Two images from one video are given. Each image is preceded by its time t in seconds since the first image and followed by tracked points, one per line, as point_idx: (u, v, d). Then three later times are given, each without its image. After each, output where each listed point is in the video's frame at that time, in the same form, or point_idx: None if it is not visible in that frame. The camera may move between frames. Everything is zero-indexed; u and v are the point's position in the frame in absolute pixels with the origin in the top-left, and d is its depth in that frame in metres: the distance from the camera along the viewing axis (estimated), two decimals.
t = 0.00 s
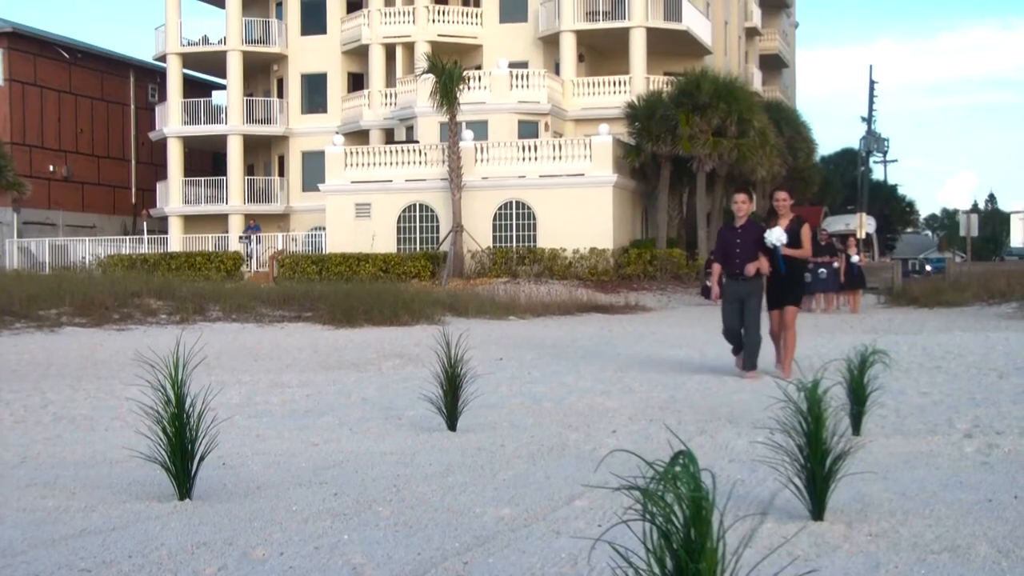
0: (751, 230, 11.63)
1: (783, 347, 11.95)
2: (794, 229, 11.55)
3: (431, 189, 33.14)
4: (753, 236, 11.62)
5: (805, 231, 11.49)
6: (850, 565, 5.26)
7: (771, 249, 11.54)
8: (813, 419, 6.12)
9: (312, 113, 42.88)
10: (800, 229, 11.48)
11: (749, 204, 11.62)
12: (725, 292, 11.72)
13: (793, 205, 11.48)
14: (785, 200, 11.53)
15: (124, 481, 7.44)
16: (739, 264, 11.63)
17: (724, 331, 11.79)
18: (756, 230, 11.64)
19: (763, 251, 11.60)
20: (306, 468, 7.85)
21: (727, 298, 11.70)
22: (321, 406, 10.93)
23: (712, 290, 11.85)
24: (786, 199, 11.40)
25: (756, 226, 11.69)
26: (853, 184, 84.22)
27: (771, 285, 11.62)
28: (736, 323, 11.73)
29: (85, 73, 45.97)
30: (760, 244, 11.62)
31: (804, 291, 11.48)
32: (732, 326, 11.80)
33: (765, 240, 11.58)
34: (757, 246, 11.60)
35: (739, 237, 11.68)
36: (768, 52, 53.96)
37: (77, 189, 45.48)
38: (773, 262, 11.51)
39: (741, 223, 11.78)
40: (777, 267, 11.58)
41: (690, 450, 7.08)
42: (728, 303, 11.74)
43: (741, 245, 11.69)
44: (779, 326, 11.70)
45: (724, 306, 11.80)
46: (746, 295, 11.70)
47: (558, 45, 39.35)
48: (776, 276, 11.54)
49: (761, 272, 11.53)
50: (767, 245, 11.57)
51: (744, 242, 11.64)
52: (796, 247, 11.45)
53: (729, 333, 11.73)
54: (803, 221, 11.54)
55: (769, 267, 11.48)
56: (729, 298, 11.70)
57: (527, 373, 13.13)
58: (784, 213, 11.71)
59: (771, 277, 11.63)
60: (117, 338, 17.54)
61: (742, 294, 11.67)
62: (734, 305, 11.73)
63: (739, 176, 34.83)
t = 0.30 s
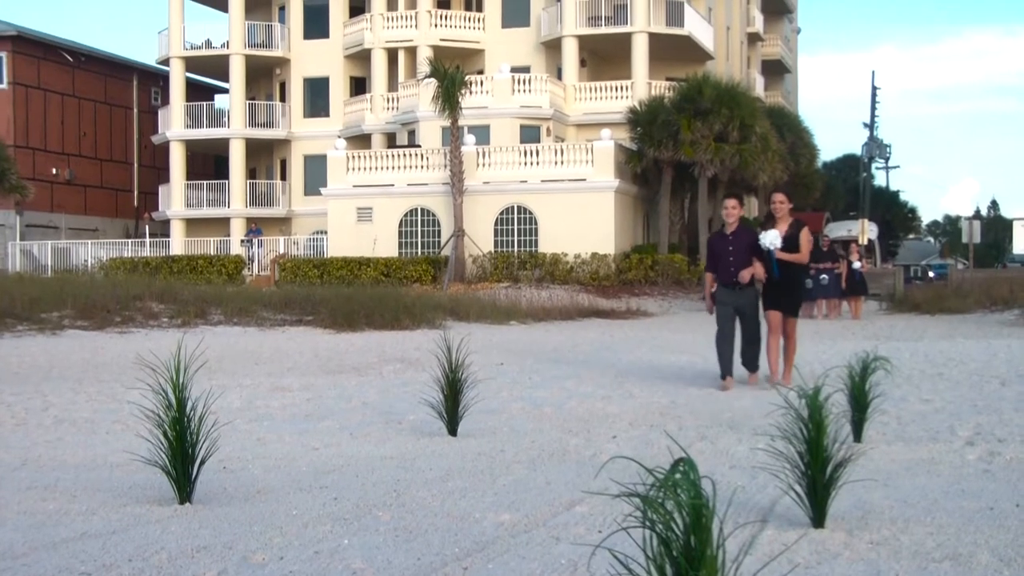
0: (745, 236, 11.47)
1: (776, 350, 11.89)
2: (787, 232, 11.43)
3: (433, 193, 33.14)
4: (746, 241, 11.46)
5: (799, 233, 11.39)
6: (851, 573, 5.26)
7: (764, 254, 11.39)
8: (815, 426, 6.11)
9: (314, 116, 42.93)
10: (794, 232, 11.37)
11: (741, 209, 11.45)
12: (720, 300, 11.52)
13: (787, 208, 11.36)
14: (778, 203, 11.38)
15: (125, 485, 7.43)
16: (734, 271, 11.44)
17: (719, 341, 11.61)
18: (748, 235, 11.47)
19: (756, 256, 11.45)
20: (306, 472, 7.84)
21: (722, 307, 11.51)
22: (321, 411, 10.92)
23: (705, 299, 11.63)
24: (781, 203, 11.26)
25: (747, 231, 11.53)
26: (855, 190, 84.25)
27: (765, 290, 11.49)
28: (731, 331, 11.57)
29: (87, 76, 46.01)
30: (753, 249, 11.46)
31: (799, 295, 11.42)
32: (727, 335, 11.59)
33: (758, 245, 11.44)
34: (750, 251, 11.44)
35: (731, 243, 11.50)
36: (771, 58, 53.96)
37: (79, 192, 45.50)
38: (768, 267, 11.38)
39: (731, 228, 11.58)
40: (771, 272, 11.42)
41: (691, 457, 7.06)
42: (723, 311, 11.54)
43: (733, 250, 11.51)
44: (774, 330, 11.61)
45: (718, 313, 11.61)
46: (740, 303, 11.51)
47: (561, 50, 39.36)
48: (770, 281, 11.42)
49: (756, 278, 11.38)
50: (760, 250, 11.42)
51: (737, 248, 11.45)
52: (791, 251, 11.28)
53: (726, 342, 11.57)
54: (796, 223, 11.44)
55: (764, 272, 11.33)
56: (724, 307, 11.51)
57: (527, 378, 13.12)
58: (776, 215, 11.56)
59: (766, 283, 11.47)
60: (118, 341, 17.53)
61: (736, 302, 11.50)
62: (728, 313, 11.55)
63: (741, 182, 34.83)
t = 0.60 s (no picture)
0: (741, 230, 11.24)
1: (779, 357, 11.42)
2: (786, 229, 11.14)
3: (438, 196, 33.15)
4: (741, 236, 11.21)
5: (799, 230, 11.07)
6: None
7: (761, 249, 11.10)
8: (819, 429, 6.11)
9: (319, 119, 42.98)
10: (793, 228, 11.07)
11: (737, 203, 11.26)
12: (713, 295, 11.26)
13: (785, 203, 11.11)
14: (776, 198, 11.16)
15: (130, 488, 7.44)
16: (727, 266, 11.20)
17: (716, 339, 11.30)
18: (744, 231, 11.24)
19: (754, 251, 11.19)
20: (312, 475, 7.85)
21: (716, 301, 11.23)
22: (327, 413, 10.93)
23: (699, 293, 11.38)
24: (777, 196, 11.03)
25: (744, 226, 11.31)
26: (860, 191, 84.16)
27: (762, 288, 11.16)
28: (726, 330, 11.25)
29: (93, 79, 46.07)
30: (749, 244, 11.20)
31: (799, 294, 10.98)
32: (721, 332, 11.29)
33: (754, 241, 11.19)
34: (745, 246, 11.19)
35: (726, 238, 11.27)
36: (775, 59, 53.90)
37: (84, 194, 45.57)
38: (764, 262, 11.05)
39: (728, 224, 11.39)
40: (769, 269, 11.10)
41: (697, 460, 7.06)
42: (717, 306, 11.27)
43: (729, 246, 11.29)
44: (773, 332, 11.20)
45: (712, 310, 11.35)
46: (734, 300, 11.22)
47: (565, 52, 39.36)
48: (768, 277, 11.09)
49: (751, 273, 11.08)
50: (757, 246, 11.14)
51: (732, 243, 11.23)
52: (789, 247, 10.95)
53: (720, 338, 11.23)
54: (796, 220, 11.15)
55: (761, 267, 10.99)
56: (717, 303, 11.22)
57: (532, 380, 13.13)
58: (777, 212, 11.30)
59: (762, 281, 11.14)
60: (124, 344, 17.56)
61: (731, 298, 11.19)
62: (722, 310, 11.25)
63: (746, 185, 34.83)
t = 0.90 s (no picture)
0: (739, 248, 10.80)
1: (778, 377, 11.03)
2: (786, 246, 10.73)
3: (442, 207, 33.18)
4: (739, 254, 10.78)
5: (799, 248, 10.65)
6: None
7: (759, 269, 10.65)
8: (823, 443, 6.10)
9: (324, 129, 43.05)
10: (793, 245, 10.62)
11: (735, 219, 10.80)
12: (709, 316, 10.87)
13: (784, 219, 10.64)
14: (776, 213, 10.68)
15: (134, 498, 7.44)
16: (724, 285, 10.79)
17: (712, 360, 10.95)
18: (742, 248, 10.79)
19: (751, 270, 10.74)
20: (315, 485, 7.85)
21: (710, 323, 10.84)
22: (330, 424, 10.93)
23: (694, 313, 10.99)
24: (776, 211, 10.55)
25: (743, 242, 10.85)
26: (865, 204, 84.24)
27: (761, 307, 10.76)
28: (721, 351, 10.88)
29: (99, 88, 46.18)
30: (747, 262, 10.75)
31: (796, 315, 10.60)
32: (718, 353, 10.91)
33: (752, 259, 10.75)
34: (743, 265, 10.74)
35: (723, 256, 10.84)
36: (780, 72, 54.00)
37: (89, 203, 45.65)
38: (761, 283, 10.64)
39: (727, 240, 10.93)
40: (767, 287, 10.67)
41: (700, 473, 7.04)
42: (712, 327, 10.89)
43: (726, 263, 10.86)
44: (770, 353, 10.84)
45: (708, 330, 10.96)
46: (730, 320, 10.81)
47: (570, 64, 39.44)
48: (766, 297, 10.68)
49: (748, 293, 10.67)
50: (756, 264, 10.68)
51: (729, 261, 10.79)
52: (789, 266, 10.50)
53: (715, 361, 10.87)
54: (796, 237, 10.70)
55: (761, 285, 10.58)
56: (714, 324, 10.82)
57: (536, 392, 13.12)
58: (775, 226, 10.87)
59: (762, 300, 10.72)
60: (127, 353, 17.58)
61: (727, 319, 10.79)
62: (717, 331, 10.87)
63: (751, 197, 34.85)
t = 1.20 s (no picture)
0: (732, 255, 10.35)
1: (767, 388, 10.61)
2: (779, 253, 10.18)
3: (443, 216, 33.19)
4: (730, 262, 10.32)
5: (793, 255, 10.12)
6: None
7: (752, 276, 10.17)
8: (823, 455, 6.09)
9: (326, 137, 43.13)
10: (785, 252, 10.16)
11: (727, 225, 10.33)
12: (700, 328, 10.40)
13: (776, 224, 10.18)
14: (768, 217, 10.22)
15: (134, 506, 7.44)
16: (715, 294, 10.33)
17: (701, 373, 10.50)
18: (733, 256, 10.34)
19: (743, 278, 10.27)
20: (315, 493, 7.85)
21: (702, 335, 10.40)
22: (330, 432, 10.92)
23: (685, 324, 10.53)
24: (768, 216, 10.10)
25: (734, 249, 10.40)
26: (866, 216, 84.30)
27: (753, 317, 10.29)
28: (713, 365, 10.44)
29: (101, 96, 46.24)
30: (739, 270, 10.30)
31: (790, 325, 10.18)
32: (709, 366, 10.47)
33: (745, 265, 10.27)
34: (735, 273, 10.28)
35: (714, 264, 10.38)
36: (782, 83, 54.06)
37: (91, 210, 45.68)
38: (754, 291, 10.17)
39: (717, 247, 10.47)
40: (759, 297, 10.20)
41: (700, 483, 7.04)
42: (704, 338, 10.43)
43: (717, 272, 10.39)
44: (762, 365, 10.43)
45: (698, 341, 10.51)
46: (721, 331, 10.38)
47: (572, 73, 39.52)
48: (759, 306, 10.19)
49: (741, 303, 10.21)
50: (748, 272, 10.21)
51: (720, 269, 10.34)
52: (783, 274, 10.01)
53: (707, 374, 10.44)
54: (788, 243, 10.24)
55: (750, 297, 10.14)
56: (705, 336, 10.40)
57: (537, 401, 13.12)
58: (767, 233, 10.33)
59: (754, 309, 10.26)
60: (128, 360, 17.58)
61: (718, 330, 10.37)
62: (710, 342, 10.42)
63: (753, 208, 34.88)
